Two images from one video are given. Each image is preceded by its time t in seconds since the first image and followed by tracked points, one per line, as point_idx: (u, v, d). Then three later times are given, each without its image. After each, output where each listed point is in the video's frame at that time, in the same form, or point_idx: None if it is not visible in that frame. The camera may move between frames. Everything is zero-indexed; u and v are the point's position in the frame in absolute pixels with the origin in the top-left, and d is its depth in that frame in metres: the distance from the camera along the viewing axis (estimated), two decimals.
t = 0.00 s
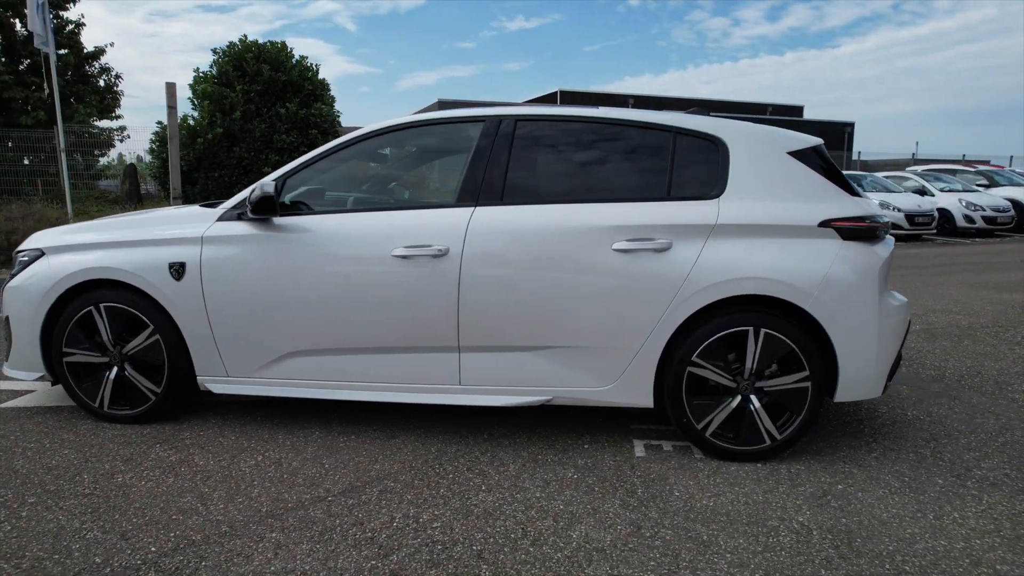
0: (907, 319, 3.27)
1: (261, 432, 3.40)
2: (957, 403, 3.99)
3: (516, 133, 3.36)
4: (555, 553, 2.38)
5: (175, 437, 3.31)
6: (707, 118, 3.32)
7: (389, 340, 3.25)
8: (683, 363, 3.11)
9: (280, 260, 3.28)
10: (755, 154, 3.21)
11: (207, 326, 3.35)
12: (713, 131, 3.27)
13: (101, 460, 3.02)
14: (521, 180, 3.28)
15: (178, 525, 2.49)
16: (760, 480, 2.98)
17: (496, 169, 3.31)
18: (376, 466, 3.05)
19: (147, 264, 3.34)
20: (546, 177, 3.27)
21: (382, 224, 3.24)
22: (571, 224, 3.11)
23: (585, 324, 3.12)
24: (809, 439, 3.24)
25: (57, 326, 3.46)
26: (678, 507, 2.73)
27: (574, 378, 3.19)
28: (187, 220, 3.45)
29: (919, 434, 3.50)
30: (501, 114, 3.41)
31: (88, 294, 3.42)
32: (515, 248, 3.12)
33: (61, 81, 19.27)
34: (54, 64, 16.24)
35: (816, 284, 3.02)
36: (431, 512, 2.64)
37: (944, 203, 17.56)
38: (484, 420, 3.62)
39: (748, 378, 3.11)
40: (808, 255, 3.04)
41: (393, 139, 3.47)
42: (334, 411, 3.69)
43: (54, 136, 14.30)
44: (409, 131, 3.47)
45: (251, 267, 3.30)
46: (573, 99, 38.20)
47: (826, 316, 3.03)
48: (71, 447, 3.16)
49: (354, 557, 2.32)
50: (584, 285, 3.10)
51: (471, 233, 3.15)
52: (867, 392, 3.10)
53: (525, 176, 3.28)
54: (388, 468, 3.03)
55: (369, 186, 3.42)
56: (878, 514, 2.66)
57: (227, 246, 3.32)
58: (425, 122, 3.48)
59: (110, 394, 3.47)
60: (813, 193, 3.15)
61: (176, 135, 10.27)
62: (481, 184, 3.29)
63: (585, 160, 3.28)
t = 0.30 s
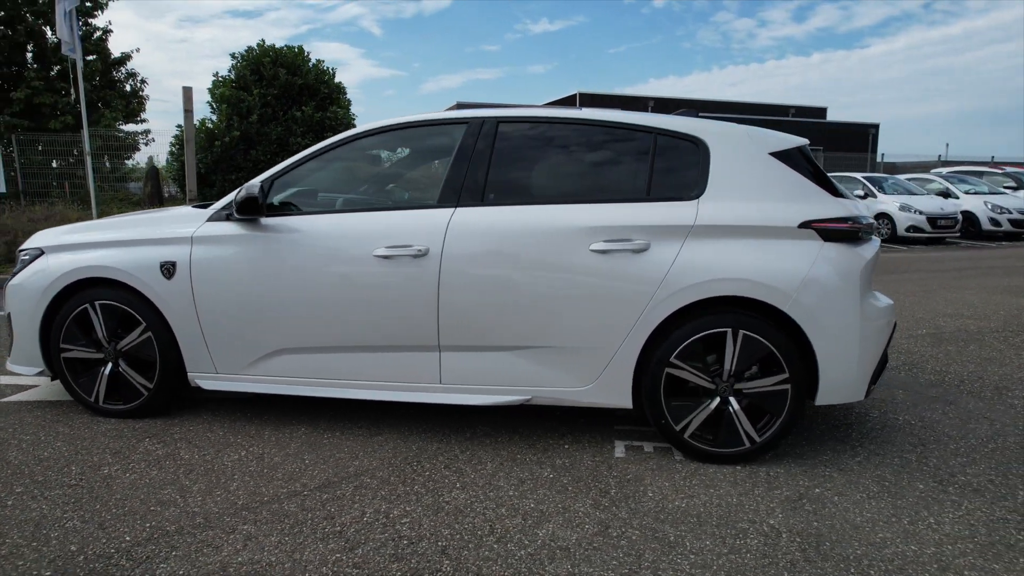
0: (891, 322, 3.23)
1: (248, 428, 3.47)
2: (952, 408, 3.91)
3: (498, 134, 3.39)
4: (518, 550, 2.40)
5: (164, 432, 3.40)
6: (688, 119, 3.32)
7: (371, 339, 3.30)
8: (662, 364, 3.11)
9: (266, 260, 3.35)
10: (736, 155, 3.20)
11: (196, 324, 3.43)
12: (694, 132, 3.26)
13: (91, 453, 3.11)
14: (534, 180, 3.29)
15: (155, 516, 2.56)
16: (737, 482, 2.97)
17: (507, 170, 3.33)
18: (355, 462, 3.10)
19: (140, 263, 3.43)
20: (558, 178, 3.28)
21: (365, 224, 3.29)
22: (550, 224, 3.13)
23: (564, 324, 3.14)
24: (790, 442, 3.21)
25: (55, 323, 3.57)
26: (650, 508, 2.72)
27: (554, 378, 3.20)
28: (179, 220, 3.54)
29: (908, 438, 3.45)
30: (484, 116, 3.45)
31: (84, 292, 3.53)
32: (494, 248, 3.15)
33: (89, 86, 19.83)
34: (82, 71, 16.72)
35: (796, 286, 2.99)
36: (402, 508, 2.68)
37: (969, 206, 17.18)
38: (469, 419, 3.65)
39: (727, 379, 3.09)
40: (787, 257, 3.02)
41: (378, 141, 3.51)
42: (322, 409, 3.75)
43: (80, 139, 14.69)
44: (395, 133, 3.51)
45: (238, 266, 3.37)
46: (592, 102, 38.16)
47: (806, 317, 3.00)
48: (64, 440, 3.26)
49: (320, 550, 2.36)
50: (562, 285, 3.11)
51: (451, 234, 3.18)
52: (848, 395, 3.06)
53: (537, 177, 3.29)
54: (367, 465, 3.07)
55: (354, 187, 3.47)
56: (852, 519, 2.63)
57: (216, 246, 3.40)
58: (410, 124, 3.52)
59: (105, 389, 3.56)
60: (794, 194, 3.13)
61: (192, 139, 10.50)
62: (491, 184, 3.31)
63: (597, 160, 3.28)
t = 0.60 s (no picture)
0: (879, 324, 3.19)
1: (241, 422, 3.57)
2: (950, 413, 3.83)
3: (485, 136, 3.44)
4: (486, 545, 2.44)
5: (161, 425, 3.51)
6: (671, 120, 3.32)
7: (359, 337, 3.37)
8: (643, 365, 3.11)
9: (258, 259, 3.44)
10: (719, 156, 3.19)
11: (192, 321, 3.54)
12: (676, 133, 3.26)
13: (89, 444, 3.24)
14: (550, 181, 3.30)
15: (141, 505, 2.66)
16: (716, 484, 2.96)
17: (525, 170, 3.34)
18: (340, 457, 3.17)
19: (139, 262, 3.55)
20: (575, 178, 3.27)
21: (353, 225, 3.36)
22: (532, 225, 3.16)
23: (545, 324, 3.17)
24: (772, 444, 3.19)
25: (61, 319, 3.71)
26: (623, 507, 2.74)
27: (536, 378, 3.23)
28: (178, 220, 3.66)
29: (898, 443, 3.40)
30: (471, 118, 3.49)
31: (88, 290, 3.67)
32: (477, 248, 3.19)
33: (121, 91, 20.41)
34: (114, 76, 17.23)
35: (777, 288, 2.97)
36: (378, 502, 2.74)
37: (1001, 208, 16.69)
38: (457, 417, 3.70)
39: (708, 381, 3.08)
40: (769, 258, 3.00)
41: (367, 143, 3.58)
42: (315, 406, 3.83)
43: (110, 143, 15.13)
44: (384, 135, 3.57)
45: (232, 265, 3.47)
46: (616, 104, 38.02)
47: (788, 320, 2.97)
48: (65, 432, 3.39)
49: (292, 540, 2.43)
50: (543, 286, 3.14)
51: (435, 234, 3.23)
52: (832, 398, 3.03)
53: (554, 177, 3.29)
54: (351, 461, 3.14)
55: (344, 188, 3.55)
56: (826, 522, 2.61)
57: (211, 246, 3.50)
58: (399, 126, 3.57)
59: (107, 383, 3.69)
60: (777, 195, 3.12)
61: (214, 141, 10.76)
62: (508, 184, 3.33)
63: (613, 161, 3.27)
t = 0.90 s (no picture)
0: (863, 327, 3.18)
1: (236, 416, 3.67)
2: (944, 417, 3.79)
3: (471, 138, 3.49)
4: (457, 539, 2.49)
5: (159, 418, 3.63)
6: (656, 121, 3.35)
7: (347, 334, 3.44)
8: (624, 365, 3.13)
9: (252, 258, 3.54)
10: (702, 157, 3.21)
11: (190, 318, 3.65)
12: (660, 134, 3.29)
13: (88, 435, 3.37)
14: (565, 181, 3.31)
15: (129, 494, 2.76)
16: (694, 484, 2.98)
17: (538, 170, 3.36)
18: (326, 452, 3.24)
19: (139, 261, 3.67)
20: (588, 178, 3.29)
21: (342, 225, 3.44)
22: (515, 225, 3.21)
23: (528, 324, 3.21)
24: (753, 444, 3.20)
25: (67, 315, 3.86)
26: (597, 504, 2.77)
27: (519, 376, 3.28)
28: (177, 220, 3.78)
29: (885, 446, 3.37)
30: (459, 121, 3.56)
31: (92, 287, 3.80)
32: (461, 248, 3.25)
33: (148, 94, 20.91)
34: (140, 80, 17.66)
35: (756, 289, 2.97)
36: (357, 495, 2.81)
37: None
38: (446, 414, 3.76)
39: (688, 381, 3.10)
40: (749, 259, 3.01)
41: (357, 145, 3.65)
42: (309, 402, 3.92)
43: (134, 144, 15.50)
44: (374, 138, 3.64)
45: (226, 264, 3.57)
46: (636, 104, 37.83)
47: (767, 321, 2.97)
48: (68, 424, 3.53)
49: (269, 530, 2.51)
50: (525, 286, 3.18)
51: (421, 234, 3.30)
52: (813, 400, 3.02)
53: (567, 177, 3.31)
54: (337, 455, 3.21)
55: (335, 188, 3.63)
56: (798, 523, 2.61)
57: (208, 245, 3.61)
58: (389, 128, 3.63)
59: (110, 377, 3.82)
60: (759, 196, 3.12)
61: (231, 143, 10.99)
62: (524, 184, 3.35)
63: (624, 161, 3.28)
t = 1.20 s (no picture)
0: (847, 326, 3.18)
1: (233, 410, 3.77)
2: (938, 419, 3.75)
3: (460, 139, 3.57)
4: (432, 530, 2.55)
5: (160, 411, 3.75)
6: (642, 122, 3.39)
7: (340, 331, 3.53)
8: (606, 363, 3.17)
9: (248, 256, 3.64)
10: (687, 158, 3.23)
11: (190, 314, 3.77)
12: (645, 136, 3.33)
13: (91, 427, 3.50)
14: (563, 180, 3.35)
15: (123, 482, 2.88)
16: (673, 481, 3.00)
17: (542, 170, 3.40)
18: (316, 445, 3.33)
19: (143, 259, 3.81)
20: (589, 177, 3.33)
21: (335, 224, 3.53)
22: (500, 226, 3.27)
23: (513, 322, 3.27)
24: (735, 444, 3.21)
25: (75, 310, 4.00)
26: (574, 500, 2.81)
27: (505, 374, 3.33)
28: (178, 220, 3.91)
29: (873, 448, 3.35)
30: (449, 123, 3.62)
31: (99, 284, 3.94)
32: (448, 248, 3.31)
33: (173, 97, 21.38)
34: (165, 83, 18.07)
35: (737, 288, 2.98)
36: (342, 487, 2.89)
37: None
38: (438, 410, 3.82)
39: (670, 380, 3.12)
40: (731, 259, 3.03)
41: (352, 147, 3.73)
42: (306, 397, 4.01)
43: (159, 146, 15.87)
44: (367, 139, 3.72)
45: (224, 262, 3.68)
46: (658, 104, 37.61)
47: (748, 321, 2.98)
48: (73, 416, 3.67)
49: (253, 519, 2.60)
50: (510, 285, 3.24)
51: (409, 234, 3.37)
52: (794, 399, 3.03)
53: (570, 176, 3.35)
54: (326, 449, 3.30)
55: (329, 189, 3.72)
56: (773, 522, 2.62)
57: (207, 244, 3.73)
58: (382, 130, 3.71)
59: (115, 371, 3.96)
60: (743, 197, 3.13)
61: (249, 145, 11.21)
62: (523, 184, 3.40)
63: (629, 162, 3.30)
